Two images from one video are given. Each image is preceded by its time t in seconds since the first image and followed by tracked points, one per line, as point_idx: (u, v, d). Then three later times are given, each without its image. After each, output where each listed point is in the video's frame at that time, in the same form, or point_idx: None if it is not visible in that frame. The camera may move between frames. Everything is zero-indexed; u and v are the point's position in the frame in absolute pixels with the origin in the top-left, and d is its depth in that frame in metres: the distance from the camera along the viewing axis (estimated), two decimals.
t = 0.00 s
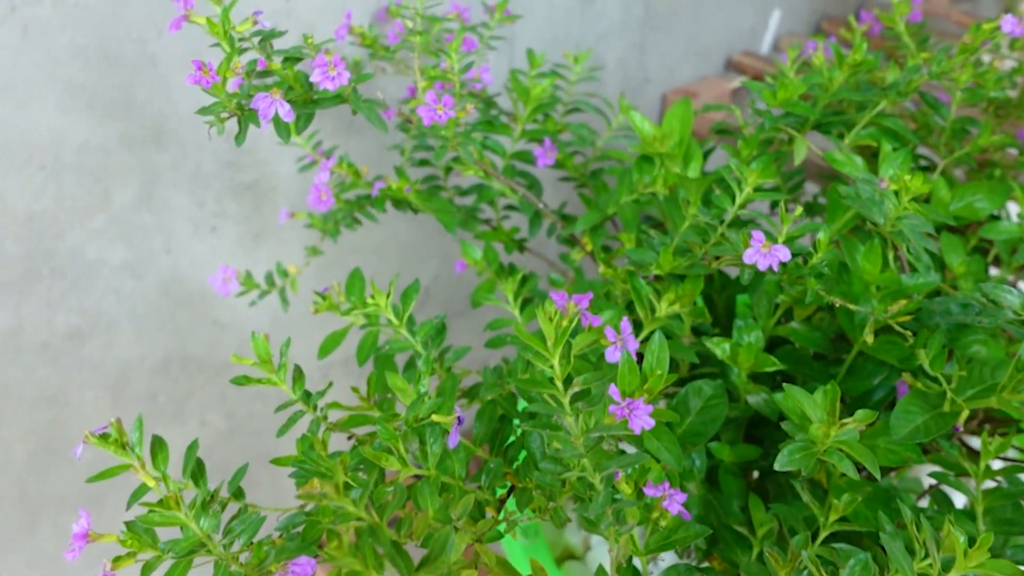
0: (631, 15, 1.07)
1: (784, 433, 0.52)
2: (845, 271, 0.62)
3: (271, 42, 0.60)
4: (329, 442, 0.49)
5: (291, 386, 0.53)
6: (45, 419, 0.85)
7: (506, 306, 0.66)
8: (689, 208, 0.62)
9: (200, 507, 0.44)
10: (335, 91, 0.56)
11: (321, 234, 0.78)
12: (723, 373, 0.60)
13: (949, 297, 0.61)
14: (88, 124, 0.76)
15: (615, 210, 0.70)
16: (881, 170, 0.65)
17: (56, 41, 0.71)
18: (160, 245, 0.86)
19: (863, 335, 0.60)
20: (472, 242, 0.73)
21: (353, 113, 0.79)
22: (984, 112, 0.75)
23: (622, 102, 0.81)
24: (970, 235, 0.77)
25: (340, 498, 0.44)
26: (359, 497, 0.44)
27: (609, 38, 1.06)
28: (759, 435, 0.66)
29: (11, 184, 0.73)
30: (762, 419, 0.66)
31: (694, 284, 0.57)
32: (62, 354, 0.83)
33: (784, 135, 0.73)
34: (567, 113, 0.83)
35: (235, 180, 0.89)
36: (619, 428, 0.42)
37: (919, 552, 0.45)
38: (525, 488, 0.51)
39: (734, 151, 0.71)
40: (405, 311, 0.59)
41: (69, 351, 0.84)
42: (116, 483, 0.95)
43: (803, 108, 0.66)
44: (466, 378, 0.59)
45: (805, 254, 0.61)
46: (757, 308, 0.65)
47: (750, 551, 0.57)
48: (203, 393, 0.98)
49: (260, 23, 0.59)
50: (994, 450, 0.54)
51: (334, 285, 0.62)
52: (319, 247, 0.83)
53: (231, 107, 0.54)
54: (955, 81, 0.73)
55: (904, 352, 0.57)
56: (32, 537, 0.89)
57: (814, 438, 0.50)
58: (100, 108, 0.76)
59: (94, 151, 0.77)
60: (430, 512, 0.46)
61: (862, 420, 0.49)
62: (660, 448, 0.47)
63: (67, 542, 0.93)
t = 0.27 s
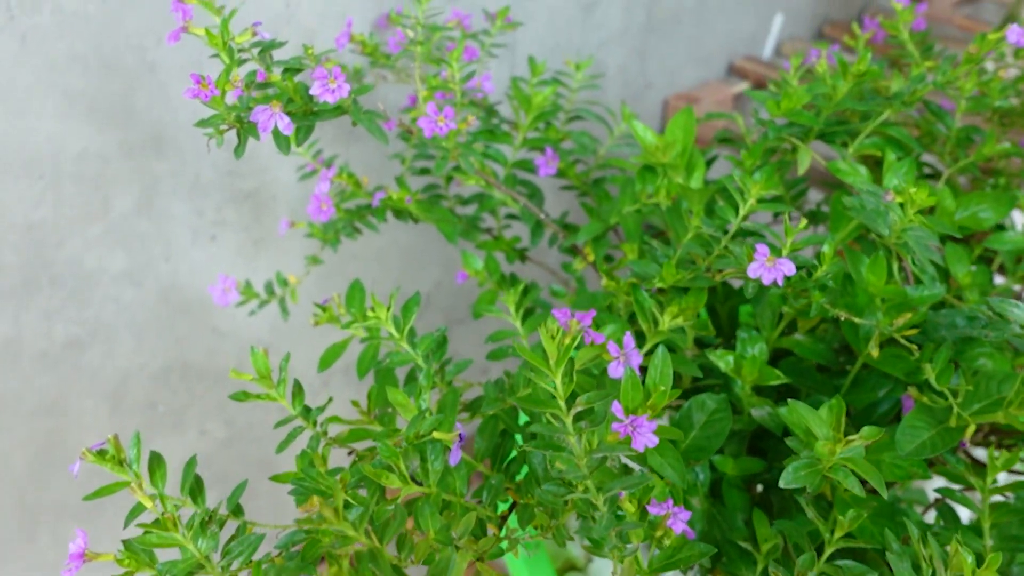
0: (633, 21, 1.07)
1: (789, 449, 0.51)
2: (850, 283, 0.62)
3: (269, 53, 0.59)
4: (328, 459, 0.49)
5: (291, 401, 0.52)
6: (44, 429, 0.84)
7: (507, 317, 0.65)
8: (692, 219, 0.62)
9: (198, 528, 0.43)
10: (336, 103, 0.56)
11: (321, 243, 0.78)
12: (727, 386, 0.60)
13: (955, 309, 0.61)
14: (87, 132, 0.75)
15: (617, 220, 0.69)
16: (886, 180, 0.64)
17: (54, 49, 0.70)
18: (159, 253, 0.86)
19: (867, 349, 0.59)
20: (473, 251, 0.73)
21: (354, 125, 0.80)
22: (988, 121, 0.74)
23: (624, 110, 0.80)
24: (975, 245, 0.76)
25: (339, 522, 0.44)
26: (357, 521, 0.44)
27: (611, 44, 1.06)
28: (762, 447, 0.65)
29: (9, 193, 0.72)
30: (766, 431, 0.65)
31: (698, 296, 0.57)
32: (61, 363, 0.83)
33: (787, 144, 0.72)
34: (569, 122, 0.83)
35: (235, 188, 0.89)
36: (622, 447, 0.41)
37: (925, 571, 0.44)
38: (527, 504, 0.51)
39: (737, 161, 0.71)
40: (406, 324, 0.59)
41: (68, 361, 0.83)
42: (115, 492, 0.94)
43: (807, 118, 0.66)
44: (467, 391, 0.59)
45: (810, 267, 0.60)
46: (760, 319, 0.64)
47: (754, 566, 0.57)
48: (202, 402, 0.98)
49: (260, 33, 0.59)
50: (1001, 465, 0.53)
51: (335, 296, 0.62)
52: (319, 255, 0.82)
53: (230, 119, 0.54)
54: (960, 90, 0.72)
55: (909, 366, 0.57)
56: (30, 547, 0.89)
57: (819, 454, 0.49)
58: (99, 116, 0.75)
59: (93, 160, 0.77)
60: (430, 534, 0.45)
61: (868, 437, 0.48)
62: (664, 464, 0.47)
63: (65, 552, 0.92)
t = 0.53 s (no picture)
0: (635, 28, 1.06)
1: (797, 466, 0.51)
2: (858, 295, 0.61)
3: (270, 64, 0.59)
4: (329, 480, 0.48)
5: (292, 418, 0.51)
6: (43, 439, 0.84)
7: (510, 330, 0.65)
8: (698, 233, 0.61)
9: (198, 552, 0.43)
10: (337, 117, 0.55)
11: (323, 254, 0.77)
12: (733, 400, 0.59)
13: (965, 323, 0.60)
14: (86, 142, 0.74)
15: (621, 231, 0.69)
16: (892, 190, 0.63)
17: (53, 60, 0.69)
18: (159, 263, 0.85)
19: (875, 363, 0.58)
20: (476, 262, 0.71)
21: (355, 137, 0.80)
22: (996, 131, 0.73)
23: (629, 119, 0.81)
24: (981, 256, 0.76)
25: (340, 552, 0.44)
26: (360, 550, 0.44)
27: (613, 50, 1.05)
28: (768, 461, 0.64)
29: (8, 204, 0.72)
30: (772, 444, 0.65)
31: (704, 309, 0.56)
32: (60, 374, 0.82)
33: (793, 154, 0.72)
34: (572, 130, 0.82)
35: (237, 196, 0.87)
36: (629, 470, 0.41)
37: None
38: (531, 523, 0.50)
39: (742, 171, 0.70)
40: (408, 339, 0.58)
41: (67, 371, 0.83)
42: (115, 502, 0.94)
43: (813, 129, 0.65)
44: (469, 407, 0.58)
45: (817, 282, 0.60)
46: (766, 331, 0.64)
47: None
48: (203, 412, 0.97)
49: (260, 46, 0.59)
50: (1011, 482, 0.53)
51: (336, 309, 0.61)
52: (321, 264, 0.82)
53: (230, 134, 0.53)
54: (967, 99, 0.72)
55: (918, 382, 0.56)
56: (29, 556, 0.89)
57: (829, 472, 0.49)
58: (98, 126, 0.74)
59: (92, 170, 0.76)
60: (433, 558, 0.45)
61: (878, 455, 0.48)
62: (670, 482, 0.46)
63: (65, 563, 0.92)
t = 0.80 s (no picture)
0: (639, 34, 1.06)
1: (807, 484, 0.50)
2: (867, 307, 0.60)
3: (273, 75, 0.60)
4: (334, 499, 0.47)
5: (295, 435, 0.51)
6: (42, 450, 0.84)
7: (515, 343, 0.64)
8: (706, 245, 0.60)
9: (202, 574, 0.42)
10: (341, 131, 0.55)
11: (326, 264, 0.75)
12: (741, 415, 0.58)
13: (976, 336, 0.59)
14: (85, 151, 0.73)
15: (627, 242, 0.68)
16: (901, 201, 0.63)
17: (52, 68, 0.68)
18: (160, 272, 0.84)
19: (884, 377, 0.58)
20: (480, 272, 0.70)
21: (358, 150, 0.83)
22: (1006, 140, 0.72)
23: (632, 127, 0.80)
24: (989, 266, 0.75)
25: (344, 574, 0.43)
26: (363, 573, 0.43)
27: (616, 56, 1.05)
28: (775, 474, 0.64)
29: (6, 214, 0.71)
30: (779, 458, 0.64)
31: (712, 323, 0.56)
32: (59, 384, 0.82)
33: (800, 164, 0.71)
34: (576, 138, 0.81)
35: (238, 205, 0.86)
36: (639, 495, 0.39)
37: None
38: (538, 542, 0.49)
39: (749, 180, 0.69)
40: (412, 353, 0.57)
41: (66, 382, 0.82)
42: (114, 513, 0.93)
43: (821, 139, 0.65)
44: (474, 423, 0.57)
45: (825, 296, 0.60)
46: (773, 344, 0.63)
47: None
48: (203, 421, 0.96)
49: (264, 59, 0.59)
50: None
51: (339, 322, 0.60)
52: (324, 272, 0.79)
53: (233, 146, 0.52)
54: (976, 108, 0.71)
55: (929, 397, 0.55)
56: (28, 567, 0.88)
57: (840, 492, 0.48)
58: (98, 135, 0.73)
59: (92, 179, 0.75)
60: None
61: (889, 474, 0.48)
62: (679, 501, 0.46)
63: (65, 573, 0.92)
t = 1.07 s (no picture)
0: (643, 40, 1.05)
1: (818, 500, 0.50)
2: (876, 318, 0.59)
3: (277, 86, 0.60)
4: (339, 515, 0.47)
5: (300, 450, 0.50)
6: (44, 460, 0.83)
7: (521, 354, 0.63)
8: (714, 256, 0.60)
9: None
10: (346, 142, 0.55)
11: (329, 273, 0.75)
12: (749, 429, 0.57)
13: (987, 348, 0.58)
14: (88, 160, 0.73)
15: (633, 252, 0.67)
16: (910, 211, 0.62)
17: (54, 77, 0.68)
18: (162, 281, 0.84)
19: (895, 390, 0.57)
20: (485, 282, 0.69)
21: (363, 162, 0.83)
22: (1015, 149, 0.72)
23: (637, 136, 0.80)
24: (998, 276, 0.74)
25: None
26: None
27: (620, 62, 1.04)
28: (783, 488, 0.63)
29: (8, 224, 0.71)
30: (787, 471, 0.63)
31: (720, 335, 0.55)
32: (61, 394, 0.81)
33: (808, 173, 0.70)
34: (581, 147, 0.81)
35: (241, 214, 0.86)
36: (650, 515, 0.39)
37: None
38: (546, 558, 0.49)
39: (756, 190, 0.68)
40: (417, 365, 0.57)
41: (68, 392, 0.82)
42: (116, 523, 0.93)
43: (829, 149, 0.64)
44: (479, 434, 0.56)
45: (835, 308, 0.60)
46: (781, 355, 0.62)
47: None
48: (205, 430, 0.96)
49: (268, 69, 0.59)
50: None
51: (345, 333, 0.59)
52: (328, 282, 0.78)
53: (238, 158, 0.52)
54: (986, 117, 0.70)
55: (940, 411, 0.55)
56: None
57: (851, 509, 0.48)
58: (100, 144, 0.73)
59: (94, 189, 0.75)
60: None
61: (902, 490, 0.47)
62: (688, 518, 0.45)
63: None
